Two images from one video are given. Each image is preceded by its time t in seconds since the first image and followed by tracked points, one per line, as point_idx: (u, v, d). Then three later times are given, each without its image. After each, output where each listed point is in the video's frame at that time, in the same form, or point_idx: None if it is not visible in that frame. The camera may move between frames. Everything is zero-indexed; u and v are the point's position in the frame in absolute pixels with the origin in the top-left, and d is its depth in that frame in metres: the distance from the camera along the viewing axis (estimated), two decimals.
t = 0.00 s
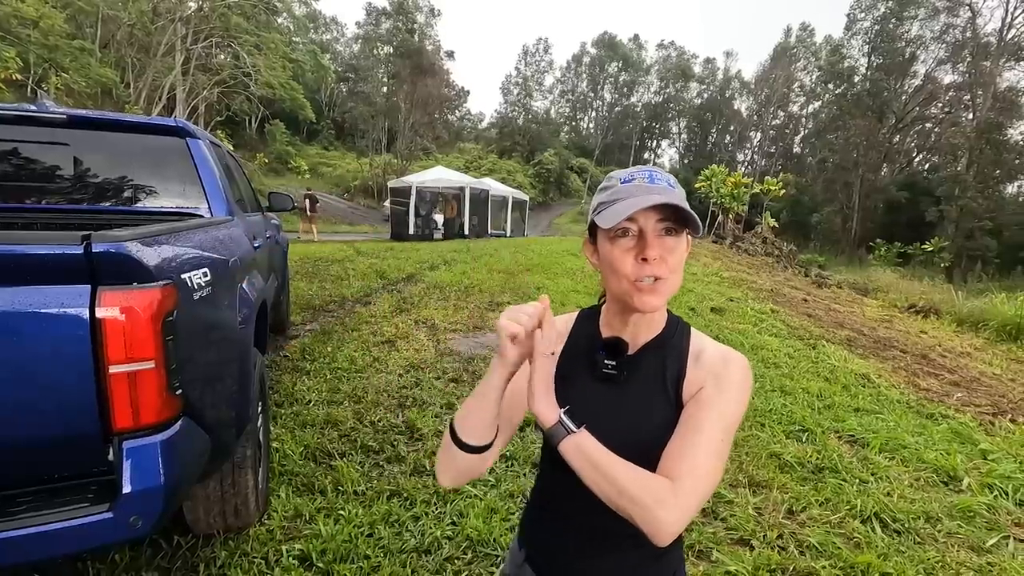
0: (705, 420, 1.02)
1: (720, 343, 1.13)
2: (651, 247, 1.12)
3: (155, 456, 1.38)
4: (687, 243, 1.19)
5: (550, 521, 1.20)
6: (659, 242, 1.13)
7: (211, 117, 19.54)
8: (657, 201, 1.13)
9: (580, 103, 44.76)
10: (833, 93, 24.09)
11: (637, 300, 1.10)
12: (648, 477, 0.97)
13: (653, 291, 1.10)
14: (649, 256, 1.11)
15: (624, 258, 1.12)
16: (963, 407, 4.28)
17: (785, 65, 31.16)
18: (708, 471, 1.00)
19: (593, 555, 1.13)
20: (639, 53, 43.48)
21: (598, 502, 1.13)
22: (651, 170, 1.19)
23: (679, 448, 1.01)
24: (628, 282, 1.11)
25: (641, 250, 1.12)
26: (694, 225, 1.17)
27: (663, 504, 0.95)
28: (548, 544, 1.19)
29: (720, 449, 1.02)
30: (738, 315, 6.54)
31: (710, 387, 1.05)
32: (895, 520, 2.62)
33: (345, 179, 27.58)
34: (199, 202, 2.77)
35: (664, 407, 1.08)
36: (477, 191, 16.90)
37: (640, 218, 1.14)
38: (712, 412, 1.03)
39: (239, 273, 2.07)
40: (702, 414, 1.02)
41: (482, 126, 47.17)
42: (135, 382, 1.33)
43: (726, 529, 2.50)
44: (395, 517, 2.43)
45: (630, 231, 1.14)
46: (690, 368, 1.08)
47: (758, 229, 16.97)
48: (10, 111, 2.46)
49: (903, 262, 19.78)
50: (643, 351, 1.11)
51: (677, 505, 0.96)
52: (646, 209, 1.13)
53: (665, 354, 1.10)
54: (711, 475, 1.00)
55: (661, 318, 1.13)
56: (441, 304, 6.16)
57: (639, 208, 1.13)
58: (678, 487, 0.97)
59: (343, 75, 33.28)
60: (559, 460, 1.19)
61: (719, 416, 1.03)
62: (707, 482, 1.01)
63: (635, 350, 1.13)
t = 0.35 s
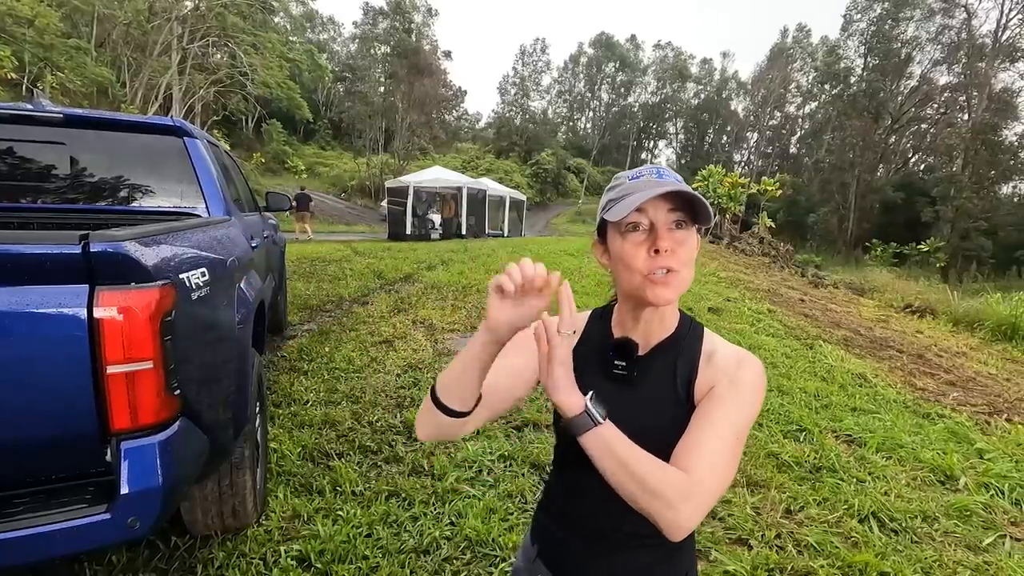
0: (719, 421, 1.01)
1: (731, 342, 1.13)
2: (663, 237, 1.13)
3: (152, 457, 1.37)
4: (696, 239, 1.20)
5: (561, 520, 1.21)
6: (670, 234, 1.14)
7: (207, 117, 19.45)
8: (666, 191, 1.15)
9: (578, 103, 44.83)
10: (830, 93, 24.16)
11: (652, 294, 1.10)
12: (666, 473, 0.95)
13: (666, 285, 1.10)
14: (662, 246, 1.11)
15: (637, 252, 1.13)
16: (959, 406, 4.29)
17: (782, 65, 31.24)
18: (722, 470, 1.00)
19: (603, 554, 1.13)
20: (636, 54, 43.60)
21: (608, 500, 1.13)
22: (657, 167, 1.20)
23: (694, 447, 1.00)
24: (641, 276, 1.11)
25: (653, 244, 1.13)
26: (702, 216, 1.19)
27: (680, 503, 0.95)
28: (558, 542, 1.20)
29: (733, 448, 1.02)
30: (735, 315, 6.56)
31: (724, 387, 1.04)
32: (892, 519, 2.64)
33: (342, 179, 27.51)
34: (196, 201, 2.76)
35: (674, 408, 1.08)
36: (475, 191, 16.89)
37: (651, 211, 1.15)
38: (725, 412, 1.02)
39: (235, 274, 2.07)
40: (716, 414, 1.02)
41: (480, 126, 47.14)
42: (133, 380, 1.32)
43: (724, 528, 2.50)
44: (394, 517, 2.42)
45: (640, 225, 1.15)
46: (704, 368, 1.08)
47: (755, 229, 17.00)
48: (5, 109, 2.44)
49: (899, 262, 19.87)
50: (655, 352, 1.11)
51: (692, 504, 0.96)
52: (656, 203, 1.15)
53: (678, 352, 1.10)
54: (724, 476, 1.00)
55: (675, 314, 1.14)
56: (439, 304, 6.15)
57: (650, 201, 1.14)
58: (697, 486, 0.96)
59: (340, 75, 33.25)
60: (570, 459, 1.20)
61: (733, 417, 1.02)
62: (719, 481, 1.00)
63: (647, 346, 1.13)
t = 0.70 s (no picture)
0: (730, 428, 1.04)
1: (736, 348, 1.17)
2: (658, 252, 1.14)
3: (149, 458, 1.36)
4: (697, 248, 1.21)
5: (565, 522, 1.21)
6: (670, 250, 1.15)
7: (203, 116, 19.37)
8: (666, 208, 1.15)
9: (575, 103, 44.87)
10: (826, 94, 24.23)
11: (651, 308, 1.12)
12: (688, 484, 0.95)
13: (665, 299, 1.12)
14: (658, 263, 1.13)
15: (635, 266, 1.15)
16: (956, 406, 4.31)
17: (779, 66, 31.30)
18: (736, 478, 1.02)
19: (607, 556, 1.13)
20: (633, 54, 43.66)
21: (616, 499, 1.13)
22: (658, 178, 1.21)
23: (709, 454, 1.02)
24: (642, 290, 1.13)
25: (651, 259, 1.14)
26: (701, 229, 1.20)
27: (701, 514, 0.94)
28: (562, 546, 1.20)
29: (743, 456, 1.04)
30: (732, 315, 6.57)
31: (731, 392, 1.08)
32: (888, 519, 2.64)
33: (339, 178, 27.47)
34: (192, 201, 2.74)
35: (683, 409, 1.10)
36: (472, 191, 16.90)
37: (650, 227, 1.16)
38: (737, 417, 1.05)
39: (232, 274, 2.06)
40: (726, 420, 1.05)
41: (477, 126, 47.12)
42: (128, 382, 1.31)
43: (721, 529, 2.50)
44: (391, 518, 2.42)
45: (639, 241, 1.16)
46: (711, 374, 1.11)
47: (752, 229, 17.04)
48: None
49: (896, 262, 19.94)
50: (663, 354, 1.14)
51: (712, 514, 0.96)
52: (655, 219, 1.15)
53: (685, 357, 1.13)
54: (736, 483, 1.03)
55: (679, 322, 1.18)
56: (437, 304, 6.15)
57: (649, 218, 1.15)
58: (715, 499, 0.97)
59: (337, 74, 33.19)
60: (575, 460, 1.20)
61: (742, 423, 1.05)
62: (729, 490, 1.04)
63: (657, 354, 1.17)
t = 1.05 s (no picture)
0: (730, 429, 1.04)
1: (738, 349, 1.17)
2: (657, 246, 1.16)
3: (144, 459, 1.36)
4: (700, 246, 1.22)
5: (563, 523, 1.21)
6: (668, 244, 1.17)
7: (200, 116, 19.31)
8: (667, 204, 1.16)
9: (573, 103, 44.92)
10: (823, 94, 24.28)
11: (646, 302, 1.14)
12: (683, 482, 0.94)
13: (658, 294, 1.14)
14: (653, 256, 1.15)
15: (631, 258, 1.17)
16: (951, 405, 4.33)
17: (776, 67, 31.36)
18: (734, 480, 1.01)
19: (603, 554, 1.13)
20: (630, 54, 43.70)
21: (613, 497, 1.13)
22: (664, 175, 1.22)
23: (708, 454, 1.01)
24: (636, 283, 1.15)
25: (647, 251, 1.16)
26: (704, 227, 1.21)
27: (697, 513, 0.94)
28: (560, 546, 1.20)
29: (743, 459, 1.03)
30: (729, 315, 6.58)
31: (731, 393, 1.08)
32: (885, 518, 2.65)
33: (336, 178, 27.45)
34: (188, 200, 2.73)
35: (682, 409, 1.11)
36: (470, 191, 16.89)
37: (649, 221, 1.18)
38: (738, 418, 1.05)
39: (227, 273, 2.06)
40: (725, 421, 1.05)
41: (475, 126, 47.12)
42: (123, 382, 1.31)
43: (718, 529, 2.51)
44: (388, 518, 2.41)
45: (638, 233, 1.18)
46: (712, 374, 1.11)
47: (749, 229, 17.07)
48: None
49: (892, 262, 20.02)
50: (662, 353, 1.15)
51: (710, 515, 0.95)
52: (652, 213, 1.17)
53: (687, 357, 1.13)
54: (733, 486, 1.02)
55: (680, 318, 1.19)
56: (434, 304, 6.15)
57: (645, 211, 1.17)
58: (713, 501, 0.96)
59: (334, 74, 33.14)
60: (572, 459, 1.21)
61: (743, 425, 1.04)
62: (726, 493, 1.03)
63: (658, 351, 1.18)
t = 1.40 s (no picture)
0: (668, 461, 0.95)
1: (728, 379, 1.03)
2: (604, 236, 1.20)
3: (142, 459, 1.36)
4: (672, 244, 1.13)
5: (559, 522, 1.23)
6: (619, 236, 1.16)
7: (197, 115, 19.31)
8: (617, 193, 1.18)
9: (571, 104, 45.09)
10: (820, 95, 24.33)
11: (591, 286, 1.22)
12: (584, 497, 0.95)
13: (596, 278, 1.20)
14: (598, 244, 1.21)
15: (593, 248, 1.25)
16: (947, 405, 4.35)
17: (773, 67, 31.46)
18: (657, 517, 0.93)
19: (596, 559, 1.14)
20: (629, 54, 43.82)
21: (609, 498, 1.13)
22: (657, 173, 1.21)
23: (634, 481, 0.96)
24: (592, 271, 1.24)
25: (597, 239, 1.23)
26: (671, 222, 1.11)
27: (594, 534, 0.92)
28: (557, 544, 1.22)
29: (681, 499, 0.94)
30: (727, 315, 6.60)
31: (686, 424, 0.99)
32: (881, 517, 2.66)
33: (334, 177, 27.47)
34: (187, 199, 2.72)
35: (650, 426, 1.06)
36: (468, 191, 16.90)
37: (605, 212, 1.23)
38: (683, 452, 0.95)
39: (225, 273, 2.05)
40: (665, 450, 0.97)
41: (473, 126, 47.15)
42: (122, 382, 1.31)
43: (715, 528, 2.52)
44: (386, 518, 2.41)
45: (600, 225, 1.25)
46: (680, 401, 1.03)
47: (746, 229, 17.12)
48: None
49: (888, 262, 20.10)
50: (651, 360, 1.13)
51: (610, 542, 0.92)
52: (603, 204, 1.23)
53: (663, 373, 1.10)
54: (667, 525, 0.94)
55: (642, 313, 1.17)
56: (432, 304, 6.16)
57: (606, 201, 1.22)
58: (618, 527, 0.93)
59: (332, 74, 33.14)
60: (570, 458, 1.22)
61: (685, 461, 0.94)
62: (663, 533, 0.95)
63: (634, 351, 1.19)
